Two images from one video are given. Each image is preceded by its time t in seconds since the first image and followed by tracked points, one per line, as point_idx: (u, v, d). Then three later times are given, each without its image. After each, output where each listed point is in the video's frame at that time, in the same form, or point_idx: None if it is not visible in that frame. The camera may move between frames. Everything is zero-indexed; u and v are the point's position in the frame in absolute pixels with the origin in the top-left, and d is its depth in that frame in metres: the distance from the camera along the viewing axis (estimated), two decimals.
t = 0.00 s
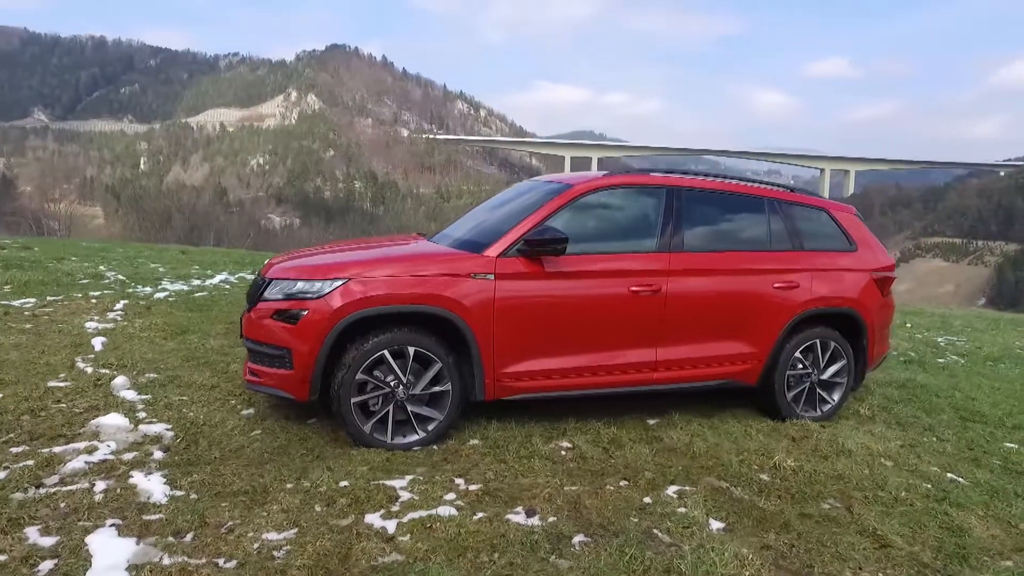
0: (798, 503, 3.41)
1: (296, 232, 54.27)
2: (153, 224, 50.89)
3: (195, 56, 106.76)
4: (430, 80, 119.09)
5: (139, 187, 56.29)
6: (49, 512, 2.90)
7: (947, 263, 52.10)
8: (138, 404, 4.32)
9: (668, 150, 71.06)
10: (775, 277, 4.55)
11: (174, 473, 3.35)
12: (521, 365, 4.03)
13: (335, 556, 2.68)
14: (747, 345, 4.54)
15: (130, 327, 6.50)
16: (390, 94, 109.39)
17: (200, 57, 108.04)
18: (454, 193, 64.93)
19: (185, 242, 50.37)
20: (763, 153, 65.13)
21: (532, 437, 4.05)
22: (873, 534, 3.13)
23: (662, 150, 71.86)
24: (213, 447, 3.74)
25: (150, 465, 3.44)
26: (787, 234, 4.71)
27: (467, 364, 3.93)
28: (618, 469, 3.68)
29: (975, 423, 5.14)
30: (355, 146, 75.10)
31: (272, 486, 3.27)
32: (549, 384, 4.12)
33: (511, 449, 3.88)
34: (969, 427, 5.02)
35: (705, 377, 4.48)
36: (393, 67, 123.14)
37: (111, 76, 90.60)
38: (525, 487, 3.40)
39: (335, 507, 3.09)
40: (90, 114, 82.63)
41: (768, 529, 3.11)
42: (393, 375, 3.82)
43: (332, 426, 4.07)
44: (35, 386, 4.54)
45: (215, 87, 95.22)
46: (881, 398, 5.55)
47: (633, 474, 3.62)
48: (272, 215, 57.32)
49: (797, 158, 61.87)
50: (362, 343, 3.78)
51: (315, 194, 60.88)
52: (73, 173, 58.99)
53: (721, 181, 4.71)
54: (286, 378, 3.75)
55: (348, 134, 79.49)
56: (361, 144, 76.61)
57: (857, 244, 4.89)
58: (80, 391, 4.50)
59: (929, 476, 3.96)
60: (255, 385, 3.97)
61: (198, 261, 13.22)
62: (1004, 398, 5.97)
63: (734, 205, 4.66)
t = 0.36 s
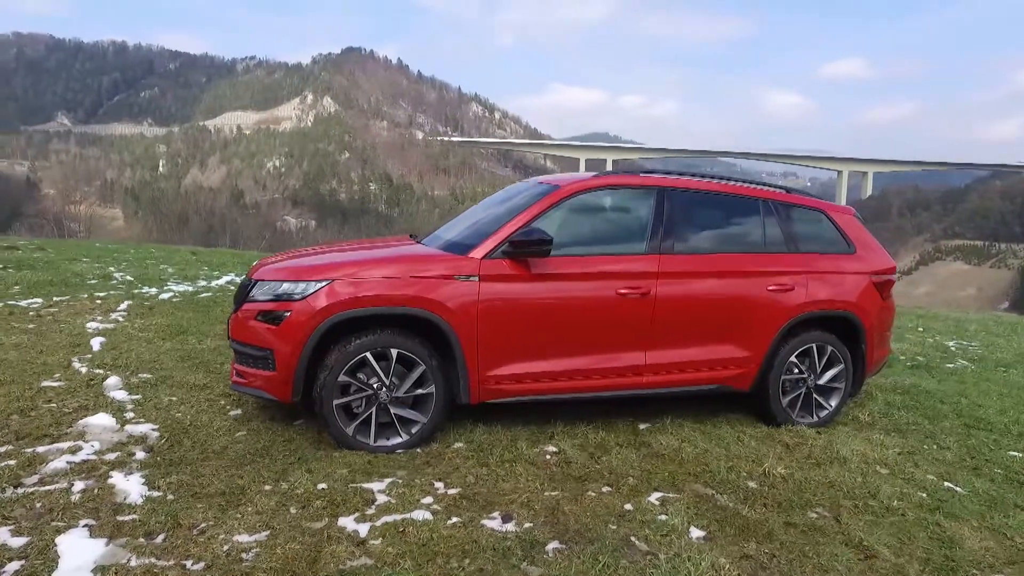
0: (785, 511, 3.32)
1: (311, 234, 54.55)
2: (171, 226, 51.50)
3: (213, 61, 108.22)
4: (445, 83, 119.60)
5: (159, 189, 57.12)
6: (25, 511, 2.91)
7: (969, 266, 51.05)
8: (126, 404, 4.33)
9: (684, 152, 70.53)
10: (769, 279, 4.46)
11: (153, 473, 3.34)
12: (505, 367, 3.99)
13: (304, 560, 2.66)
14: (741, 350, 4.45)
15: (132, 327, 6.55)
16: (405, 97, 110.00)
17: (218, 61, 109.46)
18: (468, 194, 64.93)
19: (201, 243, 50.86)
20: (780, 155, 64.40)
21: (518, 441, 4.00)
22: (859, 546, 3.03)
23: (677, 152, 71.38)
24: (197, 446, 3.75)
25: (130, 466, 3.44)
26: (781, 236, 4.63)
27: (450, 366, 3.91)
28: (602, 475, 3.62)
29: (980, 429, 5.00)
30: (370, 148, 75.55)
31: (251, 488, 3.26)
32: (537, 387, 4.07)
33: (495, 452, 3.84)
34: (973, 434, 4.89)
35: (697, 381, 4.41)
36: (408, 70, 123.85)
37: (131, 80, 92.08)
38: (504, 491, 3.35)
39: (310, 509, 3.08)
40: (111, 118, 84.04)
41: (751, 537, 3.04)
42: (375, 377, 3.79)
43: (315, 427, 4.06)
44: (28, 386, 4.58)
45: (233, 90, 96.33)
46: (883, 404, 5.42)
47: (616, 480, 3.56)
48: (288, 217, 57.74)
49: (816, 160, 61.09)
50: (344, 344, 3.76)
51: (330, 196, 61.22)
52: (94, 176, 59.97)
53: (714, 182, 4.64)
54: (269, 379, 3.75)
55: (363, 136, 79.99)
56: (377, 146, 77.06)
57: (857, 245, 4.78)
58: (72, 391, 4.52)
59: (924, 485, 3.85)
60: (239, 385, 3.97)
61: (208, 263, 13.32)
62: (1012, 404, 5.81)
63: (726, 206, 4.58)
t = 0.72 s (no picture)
0: (770, 522, 3.24)
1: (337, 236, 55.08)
2: (200, 228, 52.49)
3: (243, 66, 110.43)
4: (470, 86, 120.19)
5: (189, 192, 58.33)
6: (9, 507, 2.98)
7: (1009, 272, 49.36)
8: (124, 403, 4.41)
9: (710, 155, 69.69)
10: (766, 282, 4.37)
11: (140, 471, 3.40)
12: (492, 371, 3.97)
13: (274, 560, 2.68)
14: (735, 356, 4.37)
15: (142, 328, 6.68)
16: (430, 100, 110.84)
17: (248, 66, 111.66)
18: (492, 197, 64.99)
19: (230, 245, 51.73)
20: (810, 158, 63.20)
21: (504, 446, 3.97)
22: (843, 560, 2.95)
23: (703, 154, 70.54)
24: (186, 445, 3.79)
25: (117, 464, 3.49)
26: (779, 240, 4.52)
27: (436, 369, 3.90)
28: (585, 481, 3.58)
29: (991, 441, 4.82)
30: (395, 151, 76.23)
31: (232, 487, 3.29)
32: (525, 391, 4.04)
33: (479, 456, 3.81)
34: (984, 446, 4.70)
35: (692, 388, 4.33)
36: (434, 73, 124.82)
37: (164, 85, 94.41)
38: (484, 496, 3.33)
39: (287, 509, 3.09)
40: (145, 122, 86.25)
41: (730, 548, 2.97)
42: (360, 380, 3.80)
43: (304, 429, 4.08)
44: (34, 384, 4.70)
45: (261, 95, 98.08)
46: (889, 413, 5.26)
47: (598, 486, 3.51)
48: (314, 219, 58.45)
49: (846, 162, 59.71)
50: (331, 346, 3.79)
51: (356, 199, 61.85)
52: (128, 179, 61.51)
53: (711, 184, 4.57)
54: (257, 380, 3.79)
55: (389, 140, 80.75)
56: (402, 149, 77.70)
57: (860, 249, 4.66)
58: (74, 389, 4.62)
59: (923, 498, 3.72)
60: (230, 385, 4.01)
61: (227, 265, 13.54)
62: None
63: (722, 209, 4.50)
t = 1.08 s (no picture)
0: (769, 534, 3.14)
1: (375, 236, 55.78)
2: (241, 228, 53.81)
3: (285, 70, 113.10)
4: (506, 88, 120.59)
5: (231, 194, 59.93)
6: (17, 496, 3.10)
7: None
8: (138, 399, 4.55)
9: (750, 155, 68.29)
10: (776, 286, 4.25)
11: (144, 465, 3.50)
12: (492, 374, 3.96)
13: (259, 556, 2.72)
14: (744, 362, 4.25)
15: (167, 326, 6.89)
16: (466, 102, 111.60)
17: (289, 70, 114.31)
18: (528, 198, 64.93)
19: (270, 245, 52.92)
20: (855, 158, 61.30)
21: (503, 449, 3.94)
22: None
23: (743, 155, 69.15)
24: (191, 442, 3.88)
25: (124, 458, 3.59)
26: (792, 243, 4.39)
27: (434, 369, 3.91)
28: (580, 486, 3.53)
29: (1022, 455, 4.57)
30: (431, 152, 76.93)
31: (229, 483, 3.35)
32: (525, 393, 4.01)
33: (477, 458, 3.80)
34: (1013, 460, 4.46)
35: (699, 393, 4.24)
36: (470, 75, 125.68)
37: (209, 90, 97.40)
38: (475, 498, 3.31)
39: (279, 507, 3.13)
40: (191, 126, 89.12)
41: (721, 560, 2.89)
42: (361, 380, 3.84)
43: (307, 427, 4.14)
44: (59, 379, 4.89)
45: (302, 98, 100.20)
46: (913, 422, 5.04)
47: (593, 492, 3.46)
48: (352, 220, 59.37)
49: (894, 161, 57.74)
50: (331, 346, 3.84)
51: (393, 200, 62.60)
52: (174, 180, 63.56)
53: (721, 185, 4.46)
54: (260, 379, 3.86)
55: (425, 141, 81.54)
56: (438, 151, 78.38)
57: (879, 253, 4.48)
58: (93, 385, 4.79)
59: (938, 512, 3.55)
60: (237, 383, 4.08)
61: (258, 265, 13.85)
62: None
63: (731, 211, 4.39)
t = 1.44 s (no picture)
0: (760, 544, 3.03)
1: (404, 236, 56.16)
2: (272, 230, 54.74)
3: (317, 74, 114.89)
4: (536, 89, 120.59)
5: (263, 195, 61.08)
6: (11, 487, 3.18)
7: None
8: (142, 394, 4.62)
9: (783, 156, 66.95)
10: (781, 288, 4.11)
11: (137, 461, 3.54)
12: (486, 374, 3.91)
13: (234, 553, 2.71)
14: (747, 365, 4.12)
15: (181, 323, 7.02)
16: (496, 103, 111.82)
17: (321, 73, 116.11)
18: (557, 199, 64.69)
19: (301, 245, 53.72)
20: (894, 158, 59.56)
21: (495, 450, 3.89)
22: None
23: (777, 156, 67.84)
24: (188, 437, 3.92)
25: (121, 452, 3.65)
26: (800, 244, 4.24)
27: (427, 369, 3.87)
28: (569, 490, 3.46)
29: None
30: (460, 154, 77.26)
31: (218, 479, 3.38)
32: (519, 394, 3.95)
33: (467, 459, 3.76)
34: None
35: (700, 397, 4.12)
36: (500, 77, 126.05)
37: (243, 93, 99.49)
38: (459, 500, 3.27)
39: (265, 504, 3.14)
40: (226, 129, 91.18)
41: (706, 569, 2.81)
42: (354, 378, 3.84)
43: (302, 425, 4.15)
44: (71, 373, 5.01)
45: (333, 100, 101.62)
46: (930, 430, 4.82)
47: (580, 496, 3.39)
48: (381, 221, 59.96)
49: (935, 162, 55.93)
50: (325, 344, 3.84)
51: (422, 201, 63.01)
52: (209, 182, 65.04)
53: (727, 184, 4.33)
54: (256, 377, 3.88)
55: (454, 143, 81.93)
56: (467, 152, 78.65)
57: (891, 253, 4.31)
58: (102, 380, 4.89)
59: (946, 524, 3.38)
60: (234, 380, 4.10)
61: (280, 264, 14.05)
62: None
63: (735, 209, 4.27)
